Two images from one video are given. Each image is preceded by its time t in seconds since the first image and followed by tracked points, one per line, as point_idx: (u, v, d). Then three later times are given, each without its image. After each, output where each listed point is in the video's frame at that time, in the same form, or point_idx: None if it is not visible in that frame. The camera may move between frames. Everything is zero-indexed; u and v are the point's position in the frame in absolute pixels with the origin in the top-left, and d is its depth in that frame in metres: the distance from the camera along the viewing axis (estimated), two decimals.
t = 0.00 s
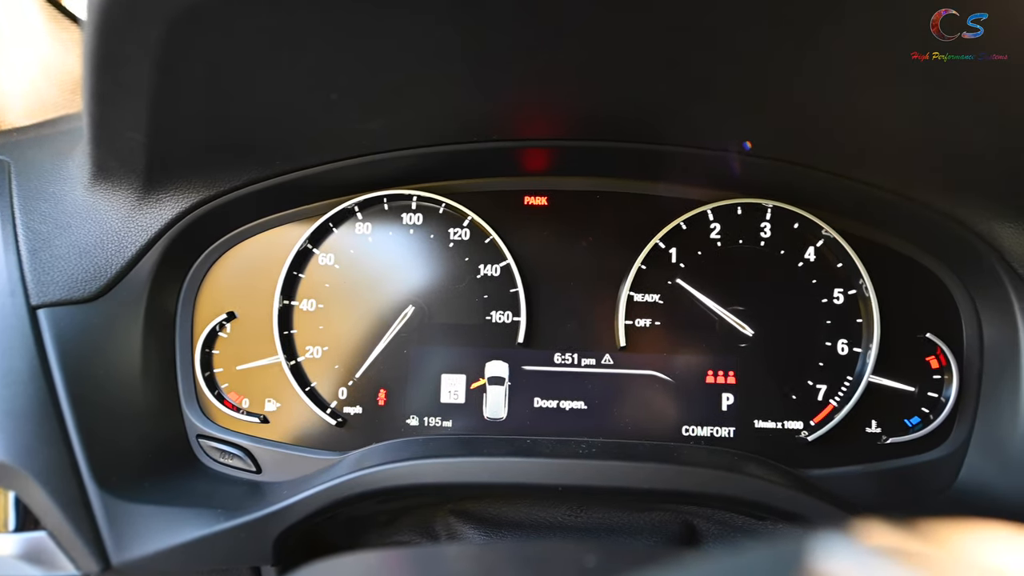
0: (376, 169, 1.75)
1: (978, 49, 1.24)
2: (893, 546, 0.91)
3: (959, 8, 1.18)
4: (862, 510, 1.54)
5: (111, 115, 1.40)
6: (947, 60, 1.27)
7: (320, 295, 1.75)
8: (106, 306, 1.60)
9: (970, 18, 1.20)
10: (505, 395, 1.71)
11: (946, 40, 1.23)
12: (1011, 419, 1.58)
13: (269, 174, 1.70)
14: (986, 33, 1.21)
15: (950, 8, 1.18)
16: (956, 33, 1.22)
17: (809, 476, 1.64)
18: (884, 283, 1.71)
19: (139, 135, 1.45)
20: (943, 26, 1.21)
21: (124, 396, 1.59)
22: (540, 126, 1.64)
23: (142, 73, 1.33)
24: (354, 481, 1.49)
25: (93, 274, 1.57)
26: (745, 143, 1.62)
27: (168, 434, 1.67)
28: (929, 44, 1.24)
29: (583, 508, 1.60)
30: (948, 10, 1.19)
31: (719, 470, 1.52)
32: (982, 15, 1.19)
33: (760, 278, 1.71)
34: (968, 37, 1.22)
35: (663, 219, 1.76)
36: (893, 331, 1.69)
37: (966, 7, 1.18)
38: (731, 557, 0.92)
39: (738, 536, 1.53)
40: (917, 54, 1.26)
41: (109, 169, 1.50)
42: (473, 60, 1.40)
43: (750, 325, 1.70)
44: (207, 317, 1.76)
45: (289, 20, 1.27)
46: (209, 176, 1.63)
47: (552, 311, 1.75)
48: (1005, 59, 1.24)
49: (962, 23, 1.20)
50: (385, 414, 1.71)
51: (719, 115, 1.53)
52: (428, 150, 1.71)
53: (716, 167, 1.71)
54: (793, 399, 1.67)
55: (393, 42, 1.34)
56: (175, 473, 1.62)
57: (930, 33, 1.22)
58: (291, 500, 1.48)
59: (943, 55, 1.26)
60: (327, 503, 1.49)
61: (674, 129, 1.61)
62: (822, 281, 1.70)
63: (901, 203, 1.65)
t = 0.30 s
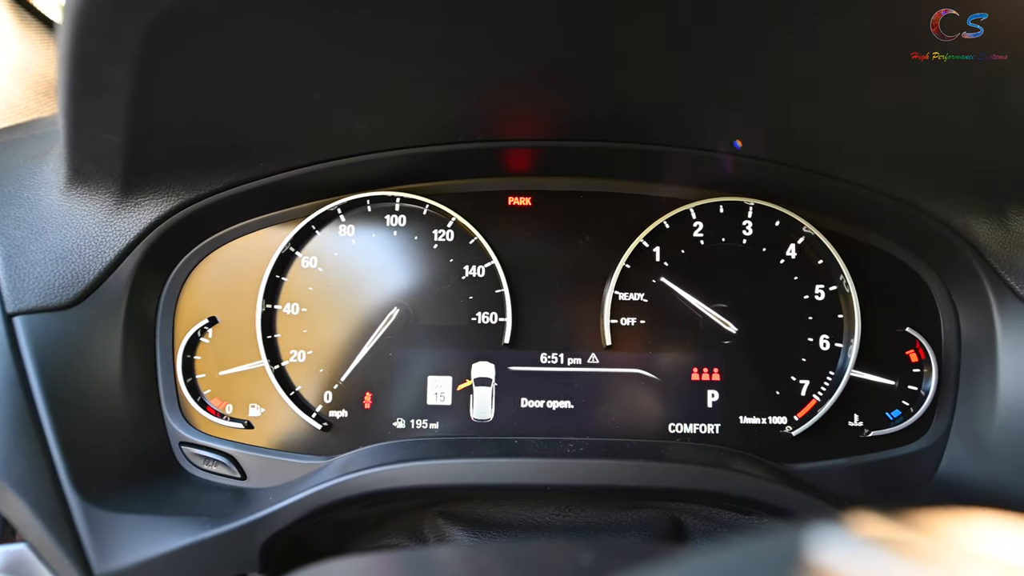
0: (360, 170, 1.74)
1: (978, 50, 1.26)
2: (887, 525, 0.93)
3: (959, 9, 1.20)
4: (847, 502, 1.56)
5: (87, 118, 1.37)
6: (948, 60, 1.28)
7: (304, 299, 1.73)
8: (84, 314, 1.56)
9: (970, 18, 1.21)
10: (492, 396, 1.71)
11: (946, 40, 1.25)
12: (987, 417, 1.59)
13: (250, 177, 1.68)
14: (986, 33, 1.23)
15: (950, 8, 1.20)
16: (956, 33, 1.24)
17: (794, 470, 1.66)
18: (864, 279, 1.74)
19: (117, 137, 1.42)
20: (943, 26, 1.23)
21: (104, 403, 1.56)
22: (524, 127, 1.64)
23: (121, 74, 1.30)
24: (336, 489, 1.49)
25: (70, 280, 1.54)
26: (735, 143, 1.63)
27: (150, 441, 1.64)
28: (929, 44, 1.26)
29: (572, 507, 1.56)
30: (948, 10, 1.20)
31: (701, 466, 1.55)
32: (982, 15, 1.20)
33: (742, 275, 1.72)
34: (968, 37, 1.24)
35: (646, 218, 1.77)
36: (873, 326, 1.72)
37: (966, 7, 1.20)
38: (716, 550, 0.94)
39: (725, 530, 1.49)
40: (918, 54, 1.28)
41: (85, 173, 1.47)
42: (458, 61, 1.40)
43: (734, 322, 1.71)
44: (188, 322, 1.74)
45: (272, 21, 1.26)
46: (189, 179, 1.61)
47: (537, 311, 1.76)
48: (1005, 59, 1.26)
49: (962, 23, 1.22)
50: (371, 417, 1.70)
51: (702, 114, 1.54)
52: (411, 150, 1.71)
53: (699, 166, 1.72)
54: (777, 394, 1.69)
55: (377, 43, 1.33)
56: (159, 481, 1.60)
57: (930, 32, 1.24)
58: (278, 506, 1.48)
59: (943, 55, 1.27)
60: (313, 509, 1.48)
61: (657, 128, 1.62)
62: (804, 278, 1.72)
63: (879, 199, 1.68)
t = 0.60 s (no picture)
0: (344, 172, 1.73)
1: (978, 49, 1.27)
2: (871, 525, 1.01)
3: (959, 9, 1.21)
4: (832, 499, 1.57)
5: (67, 120, 1.35)
6: (948, 60, 1.29)
7: (288, 301, 1.72)
8: (64, 318, 1.53)
9: (971, 19, 1.22)
10: (480, 398, 1.71)
11: (946, 40, 1.26)
12: (967, 412, 1.61)
13: (233, 178, 1.66)
14: (986, 32, 1.24)
15: (950, 8, 1.21)
16: (956, 33, 1.25)
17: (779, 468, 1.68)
18: (846, 277, 1.76)
19: (98, 139, 1.40)
20: (943, 26, 1.24)
21: (86, 409, 1.54)
22: (509, 127, 1.64)
23: (102, 75, 1.29)
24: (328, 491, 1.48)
25: (49, 284, 1.50)
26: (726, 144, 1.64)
27: (133, 446, 1.62)
28: (930, 44, 1.27)
29: (560, 508, 1.57)
30: (949, 10, 1.21)
31: (690, 464, 1.55)
32: (982, 15, 1.21)
33: (727, 275, 1.74)
34: (968, 37, 1.25)
35: (632, 218, 1.77)
36: (856, 324, 1.74)
37: (966, 7, 1.20)
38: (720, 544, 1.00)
39: (712, 529, 1.51)
40: (918, 54, 1.29)
41: (65, 175, 1.45)
42: (444, 61, 1.39)
43: (719, 321, 1.72)
44: (171, 325, 1.72)
45: (258, 21, 1.24)
46: (171, 181, 1.59)
47: (523, 312, 1.76)
48: (1005, 59, 1.27)
49: (962, 23, 1.23)
50: (357, 419, 1.69)
51: (687, 114, 1.55)
52: (397, 151, 1.70)
53: (684, 166, 1.73)
54: (762, 393, 1.71)
55: (363, 43, 1.33)
56: (143, 487, 1.58)
57: (931, 32, 1.25)
58: (265, 511, 1.46)
59: (943, 54, 1.29)
60: (300, 514, 1.47)
61: (643, 128, 1.63)
62: (788, 277, 1.74)
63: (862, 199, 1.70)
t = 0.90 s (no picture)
0: (340, 173, 1.73)
1: (978, 49, 1.27)
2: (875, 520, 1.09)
3: (959, 9, 1.21)
4: (830, 497, 1.57)
5: (62, 124, 1.35)
6: (948, 60, 1.30)
7: (285, 303, 1.72)
8: (60, 323, 1.53)
9: (971, 19, 1.22)
10: (477, 398, 1.71)
11: (947, 40, 1.26)
12: (964, 408, 1.62)
13: (229, 181, 1.66)
14: (986, 32, 1.24)
15: (950, 9, 1.21)
16: (957, 33, 1.25)
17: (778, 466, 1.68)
18: (842, 275, 1.76)
19: (92, 143, 1.39)
20: (943, 26, 1.24)
21: (83, 413, 1.54)
22: (505, 127, 1.64)
23: (97, 79, 1.28)
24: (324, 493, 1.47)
25: (45, 288, 1.50)
26: (722, 142, 1.64)
27: (130, 450, 1.62)
28: (930, 44, 1.27)
29: (558, 508, 1.57)
30: (948, 10, 1.21)
31: (687, 464, 1.55)
32: (982, 15, 1.22)
33: (724, 274, 1.74)
34: (968, 37, 1.25)
35: (628, 217, 1.78)
36: (853, 321, 1.74)
37: (966, 8, 1.20)
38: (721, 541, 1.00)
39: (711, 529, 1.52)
40: (918, 54, 1.29)
41: (59, 179, 1.44)
42: (440, 62, 1.39)
43: (716, 320, 1.72)
44: (168, 328, 1.72)
45: (253, 24, 1.24)
46: (166, 184, 1.59)
47: (521, 312, 1.76)
48: (1005, 59, 1.27)
49: (962, 23, 1.23)
50: (355, 421, 1.69)
51: (683, 113, 1.55)
52: (393, 152, 1.70)
53: (680, 165, 1.73)
54: (760, 391, 1.71)
55: (359, 45, 1.32)
56: (140, 490, 1.58)
57: (931, 33, 1.25)
58: (263, 513, 1.46)
59: (943, 55, 1.29)
60: (300, 516, 1.46)
61: (638, 127, 1.63)
62: (784, 275, 1.74)
63: (858, 196, 1.70)
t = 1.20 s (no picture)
0: (339, 182, 1.72)
1: (978, 49, 1.28)
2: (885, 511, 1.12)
3: (959, 9, 1.21)
4: (837, 497, 1.57)
5: (60, 137, 1.34)
6: (948, 60, 1.30)
7: (285, 314, 1.71)
8: (60, 337, 1.52)
9: (971, 19, 1.22)
10: (480, 406, 1.70)
11: (947, 39, 1.26)
12: (968, 406, 1.62)
13: (227, 191, 1.66)
14: (986, 32, 1.24)
15: (950, 9, 1.20)
16: (956, 33, 1.25)
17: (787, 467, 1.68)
18: (843, 275, 1.76)
19: (91, 155, 1.39)
20: (943, 26, 1.24)
21: (84, 428, 1.52)
22: (503, 133, 1.64)
23: (95, 91, 1.28)
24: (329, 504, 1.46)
25: (44, 302, 1.49)
26: (718, 139, 1.62)
27: (132, 464, 1.61)
28: (930, 44, 1.27)
29: (565, 515, 1.55)
30: (949, 10, 1.21)
31: (701, 468, 1.53)
32: (982, 15, 1.21)
33: (725, 276, 1.73)
34: (968, 37, 1.25)
35: (628, 221, 1.77)
36: (856, 321, 1.74)
37: (966, 8, 1.20)
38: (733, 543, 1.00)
39: (717, 532, 1.51)
40: (918, 54, 1.29)
41: (57, 193, 1.44)
42: (439, 69, 1.39)
43: (719, 322, 1.72)
44: (168, 341, 1.70)
45: (251, 34, 1.24)
46: (165, 196, 1.58)
47: (522, 318, 1.75)
48: (1004, 59, 1.28)
49: (962, 23, 1.23)
50: (358, 431, 1.68)
51: (681, 115, 1.55)
52: (391, 160, 1.70)
53: (678, 168, 1.73)
54: (764, 393, 1.70)
55: (357, 53, 1.32)
56: (143, 505, 1.56)
57: (931, 33, 1.25)
58: (265, 528, 1.45)
59: (943, 55, 1.29)
60: (302, 528, 1.45)
61: (636, 131, 1.63)
62: (786, 276, 1.74)
63: (857, 196, 1.70)
